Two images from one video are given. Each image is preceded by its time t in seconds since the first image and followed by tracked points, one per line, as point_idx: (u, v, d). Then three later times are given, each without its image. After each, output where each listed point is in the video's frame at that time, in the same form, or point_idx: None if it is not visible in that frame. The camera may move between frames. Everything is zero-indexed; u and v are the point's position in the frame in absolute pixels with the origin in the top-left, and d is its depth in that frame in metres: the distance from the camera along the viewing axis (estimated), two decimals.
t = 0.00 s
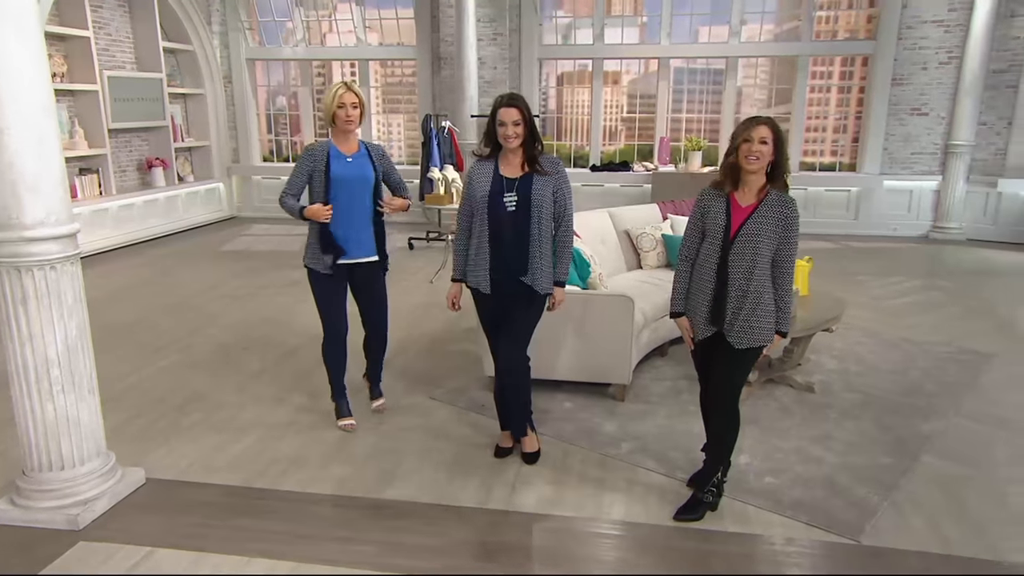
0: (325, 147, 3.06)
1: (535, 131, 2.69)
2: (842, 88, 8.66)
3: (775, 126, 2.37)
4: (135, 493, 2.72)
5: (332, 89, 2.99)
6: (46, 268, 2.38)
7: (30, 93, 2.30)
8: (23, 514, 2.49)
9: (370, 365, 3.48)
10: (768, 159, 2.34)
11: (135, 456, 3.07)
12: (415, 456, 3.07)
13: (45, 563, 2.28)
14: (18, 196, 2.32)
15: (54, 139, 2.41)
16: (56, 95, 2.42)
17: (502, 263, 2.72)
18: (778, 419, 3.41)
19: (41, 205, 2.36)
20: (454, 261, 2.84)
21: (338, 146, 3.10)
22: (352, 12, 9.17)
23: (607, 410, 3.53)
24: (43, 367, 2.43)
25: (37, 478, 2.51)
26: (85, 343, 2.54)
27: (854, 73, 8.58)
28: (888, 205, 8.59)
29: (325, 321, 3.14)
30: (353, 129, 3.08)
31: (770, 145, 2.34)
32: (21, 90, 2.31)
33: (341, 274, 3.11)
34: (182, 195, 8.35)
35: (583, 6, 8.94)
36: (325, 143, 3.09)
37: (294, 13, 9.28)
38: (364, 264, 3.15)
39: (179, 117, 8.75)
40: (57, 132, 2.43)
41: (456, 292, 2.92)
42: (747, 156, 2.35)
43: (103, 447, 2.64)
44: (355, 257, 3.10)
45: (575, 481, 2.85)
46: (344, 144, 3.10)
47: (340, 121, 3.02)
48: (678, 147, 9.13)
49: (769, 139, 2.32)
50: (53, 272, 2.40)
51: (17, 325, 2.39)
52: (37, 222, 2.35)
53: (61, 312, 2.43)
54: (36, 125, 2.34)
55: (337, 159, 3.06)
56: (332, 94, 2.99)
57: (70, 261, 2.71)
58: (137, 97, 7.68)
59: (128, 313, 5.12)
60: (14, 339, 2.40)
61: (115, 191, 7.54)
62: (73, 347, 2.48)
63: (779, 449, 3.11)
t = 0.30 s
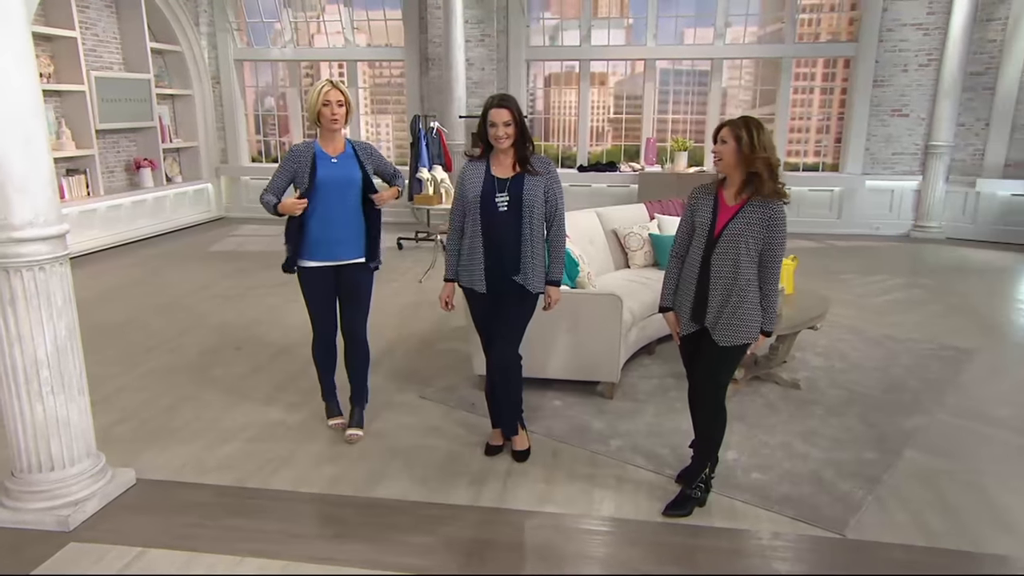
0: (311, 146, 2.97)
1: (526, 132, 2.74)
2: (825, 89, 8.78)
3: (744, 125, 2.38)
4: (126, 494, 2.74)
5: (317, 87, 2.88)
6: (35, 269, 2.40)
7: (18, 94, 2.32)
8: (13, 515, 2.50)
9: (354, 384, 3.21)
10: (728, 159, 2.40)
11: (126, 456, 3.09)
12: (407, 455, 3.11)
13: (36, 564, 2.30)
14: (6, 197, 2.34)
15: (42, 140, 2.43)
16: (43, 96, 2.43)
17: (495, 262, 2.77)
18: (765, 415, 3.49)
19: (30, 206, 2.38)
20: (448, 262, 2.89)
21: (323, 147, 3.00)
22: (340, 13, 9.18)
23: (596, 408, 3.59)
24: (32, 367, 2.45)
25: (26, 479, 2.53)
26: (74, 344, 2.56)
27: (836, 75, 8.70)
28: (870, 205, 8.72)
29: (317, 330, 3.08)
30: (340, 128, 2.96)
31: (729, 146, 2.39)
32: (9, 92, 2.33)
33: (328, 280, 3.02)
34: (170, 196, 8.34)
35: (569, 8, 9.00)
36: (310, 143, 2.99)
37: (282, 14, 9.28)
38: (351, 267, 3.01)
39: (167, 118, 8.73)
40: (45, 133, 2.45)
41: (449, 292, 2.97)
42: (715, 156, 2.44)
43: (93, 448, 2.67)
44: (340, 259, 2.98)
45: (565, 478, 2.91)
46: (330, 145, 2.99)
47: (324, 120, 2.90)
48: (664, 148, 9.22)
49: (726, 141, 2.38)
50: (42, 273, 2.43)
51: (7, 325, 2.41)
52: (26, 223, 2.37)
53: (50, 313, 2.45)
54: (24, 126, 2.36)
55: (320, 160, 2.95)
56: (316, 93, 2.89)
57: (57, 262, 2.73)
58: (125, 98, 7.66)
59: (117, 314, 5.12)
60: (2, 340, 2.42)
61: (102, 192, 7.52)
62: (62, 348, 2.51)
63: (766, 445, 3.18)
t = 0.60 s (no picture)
0: (302, 150, 2.98)
1: (516, 132, 2.78)
2: (808, 91, 8.90)
3: (728, 127, 2.42)
4: (116, 495, 2.76)
5: (308, 90, 2.86)
6: (23, 271, 2.41)
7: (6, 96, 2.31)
8: (2, 518, 2.52)
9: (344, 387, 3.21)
10: (710, 159, 2.44)
11: (117, 458, 3.10)
12: (399, 454, 3.15)
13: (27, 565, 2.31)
14: None
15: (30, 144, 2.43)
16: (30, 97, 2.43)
17: (486, 260, 2.81)
18: (750, 413, 3.55)
19: (18, 208, 2.38)
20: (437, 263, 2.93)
21: (316, 150, 2.98)
22: (328, 14, 9.20)
23: (585, 406, 3.65)
24: (20, 370, 2.46)
25: (15, 481, 2.54)
26: (63, 346, 2.58)
27: (819, 77, 8.82)
28: (852, 205, 8.85)
29: (308, 333, 3.10)
30: (331, 132, 2.95)
31: (712, 146, 2.43)
32: None
33: (320, 284, 3.01)
34: (158, 197, 8.31)
35: (556, 10, 9.07)
36: (302, 147, 2.98)
37: (270, 16, 9.28)
38: (350, 271, 3.03)
39: (155, 119, 8.70)
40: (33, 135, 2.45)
41: (441, 292, 3.01)
42: (698, 156, 2.49)
43: (82, 450, 2.69)
44: (342, 262, 2.99)
45: (555, 477, 2.96)
46: (321, 147, 2.98)
47: (315, 124, 2.88)
48: (650, 149, 9.31)
49: (710, 142, 2.42)
50: (30, 276, 2.44)
51: None
52: (14, 224, 2.37)
53: (39, 315, 2.47)
54: (12, 127, 2.35)
55: (311, 162, 2.95)
56: (306, 97, 2.86)
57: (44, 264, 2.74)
58: (113, 99, 7.64)
59: (105, 316, 5.12)
60: None
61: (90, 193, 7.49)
62: (51, 350, 2.52)
63: (752, 442, 3.25)
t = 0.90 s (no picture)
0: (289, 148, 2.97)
1: (504, 133, 2.84)
2: (792, 92, 9.01)
3: (715, 128, 2.46)
4: (106, 497, 2.72)
5: (295, 89, 2.89)
6: (12, 272, 2.35)
7: None
8: None
9: (335, 388, 3.22)
10: (697, 159, 2.49)
11: (107, 458, 3.09)
12: (391, 453, 3.17)
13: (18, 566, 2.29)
14: None
15: (17, 140, 2.36)
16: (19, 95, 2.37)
17: (478, 260, 2.85)
18: (738, 410, 3.62)
19: (6, 207, 2.32)
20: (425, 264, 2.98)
21: (302, 148, 2.98)
22: (316, 16, 9.21)
23: (575, 405, 3.70)
24: (9, 372, 2.41)
25: (3, 484, 2.48)
26: (52, 347, 2.52)
27: (802, 79, 8.94)
28: (836, 205, 8.97)
29: (300, 335, 3.05)
30: (318, 131, 2.96)
31: (699, 146, 2.49)
32: None
33: (310, 287, 3.00)
34: (147, 198, 8.28)
35: (544, 12, 9.13)
36: (289, 146, 2.98)
37: (258, 17, 9.28)
38: (340, 270, 3.00)
39: (143, 120, 8.67)
40: (20, 131, 2.38)
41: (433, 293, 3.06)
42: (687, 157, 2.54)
43: (72, 452, 2.63)
44: (329, 259, 2.96)
45: (545, 476, 3.00)
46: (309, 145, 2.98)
47: (302, 123, 2.90)
48: (637, 150, 9.39)
49: (696, 142, 2.48)
50: (19, 277, 2.37)
51: None
52: (3, 224, 2.31)
53: (29, 316, 2.41)
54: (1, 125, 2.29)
55: (299, 161, 2.93)
56: (293, 96, 2.88)
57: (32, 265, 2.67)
58: (101, 100, 7.61)
59: (92, 317, 5.09)
60: None
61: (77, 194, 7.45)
62: (40, 351, 2.47)
63: (738, 439, 3.31)
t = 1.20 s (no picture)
0: (280, 150, 2.96)
1: (495, 133, 2.85)
2: (782, 93, 9.07)
3: (711, 127, 2.48)
4: (98, 498, 2.71)
5: (287, 89, 2.89)
6: (3, 273, 2.35)
7: None
8: None
9: (326, 389, 3.22)
10: (695, 159, 2.50)
11: (98, 459, 3.08)
12: (385, 454, 3.18)
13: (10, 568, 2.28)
14: None
15: (8, 140, 2.35)
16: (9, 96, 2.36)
17: (466, 260, 2.86)
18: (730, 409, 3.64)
19: None
20: (418, 265, 2.99)
21: (291, 149, 2.97)
22: (308, 17, 9.19)
23: (567, 404, 3.72)
24: None
25: None
26: (44, 348, 2.51)
27: (793, 79, 8.99)
28: (826, 205, 9.03)
29: (289, 336, 3.05)
30: (308, 132, 2.96)
31: (696, 147, 2.50)
32: None
33: (301, 288, 3.00)
34: (138, 199, 8.26)
35: (536, 12, 9.14)
36: (279, 146, 2.96)
37: (250, 17, 9.26)
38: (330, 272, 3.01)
39: (134, 121, 8.64)
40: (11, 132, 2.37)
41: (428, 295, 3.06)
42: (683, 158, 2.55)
43: (64, 454, 2.62)
44: (317, 263, 2.97)
45: (539, 475, 3.01)
46: (300, 147, 2.97)
47: (292, 124, 2.90)
48: (629, 150, 9.42)
49: (693, 142, 2.49)
50: (10, 278, 2.37)
51: None
52: None
53: (20, 318, 2.41)
54: None
55: (289, 163, 2.93)
56: (283, 96, 2.88)
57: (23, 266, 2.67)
58: (91, 101, 7.58)
59: (84, 318, 5.08)
60: None
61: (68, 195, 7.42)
62: (32, 352, 2.46)
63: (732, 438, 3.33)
